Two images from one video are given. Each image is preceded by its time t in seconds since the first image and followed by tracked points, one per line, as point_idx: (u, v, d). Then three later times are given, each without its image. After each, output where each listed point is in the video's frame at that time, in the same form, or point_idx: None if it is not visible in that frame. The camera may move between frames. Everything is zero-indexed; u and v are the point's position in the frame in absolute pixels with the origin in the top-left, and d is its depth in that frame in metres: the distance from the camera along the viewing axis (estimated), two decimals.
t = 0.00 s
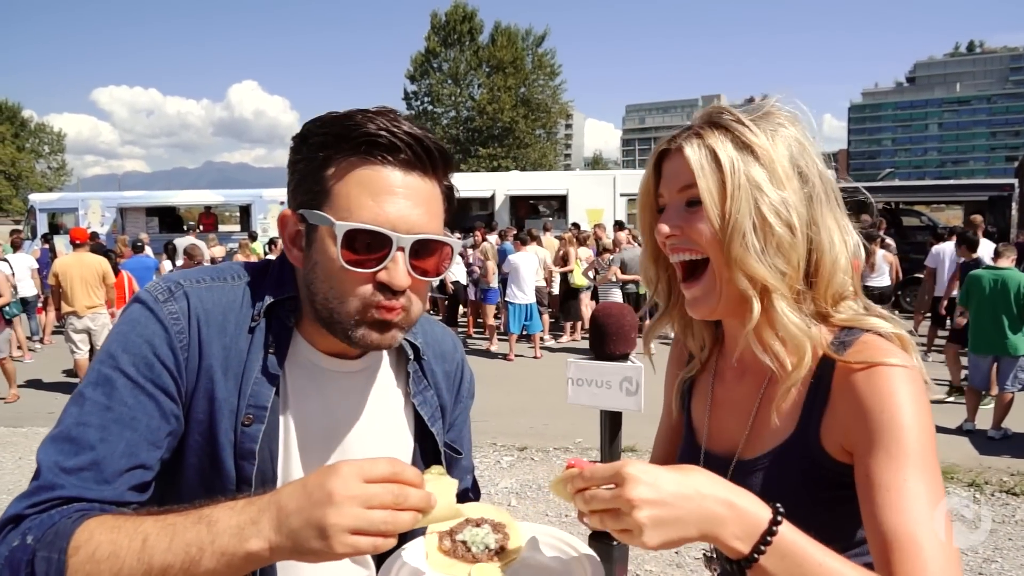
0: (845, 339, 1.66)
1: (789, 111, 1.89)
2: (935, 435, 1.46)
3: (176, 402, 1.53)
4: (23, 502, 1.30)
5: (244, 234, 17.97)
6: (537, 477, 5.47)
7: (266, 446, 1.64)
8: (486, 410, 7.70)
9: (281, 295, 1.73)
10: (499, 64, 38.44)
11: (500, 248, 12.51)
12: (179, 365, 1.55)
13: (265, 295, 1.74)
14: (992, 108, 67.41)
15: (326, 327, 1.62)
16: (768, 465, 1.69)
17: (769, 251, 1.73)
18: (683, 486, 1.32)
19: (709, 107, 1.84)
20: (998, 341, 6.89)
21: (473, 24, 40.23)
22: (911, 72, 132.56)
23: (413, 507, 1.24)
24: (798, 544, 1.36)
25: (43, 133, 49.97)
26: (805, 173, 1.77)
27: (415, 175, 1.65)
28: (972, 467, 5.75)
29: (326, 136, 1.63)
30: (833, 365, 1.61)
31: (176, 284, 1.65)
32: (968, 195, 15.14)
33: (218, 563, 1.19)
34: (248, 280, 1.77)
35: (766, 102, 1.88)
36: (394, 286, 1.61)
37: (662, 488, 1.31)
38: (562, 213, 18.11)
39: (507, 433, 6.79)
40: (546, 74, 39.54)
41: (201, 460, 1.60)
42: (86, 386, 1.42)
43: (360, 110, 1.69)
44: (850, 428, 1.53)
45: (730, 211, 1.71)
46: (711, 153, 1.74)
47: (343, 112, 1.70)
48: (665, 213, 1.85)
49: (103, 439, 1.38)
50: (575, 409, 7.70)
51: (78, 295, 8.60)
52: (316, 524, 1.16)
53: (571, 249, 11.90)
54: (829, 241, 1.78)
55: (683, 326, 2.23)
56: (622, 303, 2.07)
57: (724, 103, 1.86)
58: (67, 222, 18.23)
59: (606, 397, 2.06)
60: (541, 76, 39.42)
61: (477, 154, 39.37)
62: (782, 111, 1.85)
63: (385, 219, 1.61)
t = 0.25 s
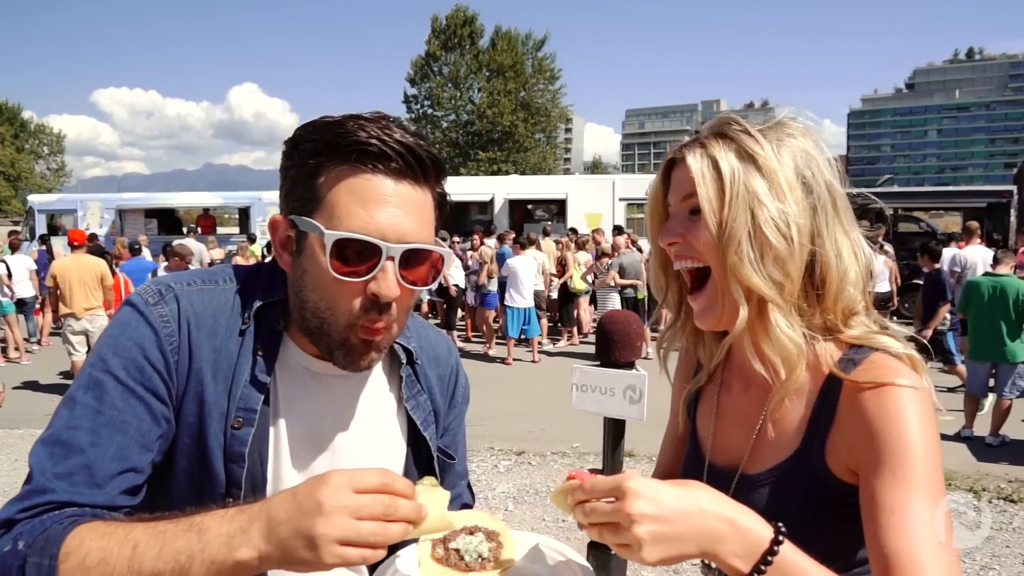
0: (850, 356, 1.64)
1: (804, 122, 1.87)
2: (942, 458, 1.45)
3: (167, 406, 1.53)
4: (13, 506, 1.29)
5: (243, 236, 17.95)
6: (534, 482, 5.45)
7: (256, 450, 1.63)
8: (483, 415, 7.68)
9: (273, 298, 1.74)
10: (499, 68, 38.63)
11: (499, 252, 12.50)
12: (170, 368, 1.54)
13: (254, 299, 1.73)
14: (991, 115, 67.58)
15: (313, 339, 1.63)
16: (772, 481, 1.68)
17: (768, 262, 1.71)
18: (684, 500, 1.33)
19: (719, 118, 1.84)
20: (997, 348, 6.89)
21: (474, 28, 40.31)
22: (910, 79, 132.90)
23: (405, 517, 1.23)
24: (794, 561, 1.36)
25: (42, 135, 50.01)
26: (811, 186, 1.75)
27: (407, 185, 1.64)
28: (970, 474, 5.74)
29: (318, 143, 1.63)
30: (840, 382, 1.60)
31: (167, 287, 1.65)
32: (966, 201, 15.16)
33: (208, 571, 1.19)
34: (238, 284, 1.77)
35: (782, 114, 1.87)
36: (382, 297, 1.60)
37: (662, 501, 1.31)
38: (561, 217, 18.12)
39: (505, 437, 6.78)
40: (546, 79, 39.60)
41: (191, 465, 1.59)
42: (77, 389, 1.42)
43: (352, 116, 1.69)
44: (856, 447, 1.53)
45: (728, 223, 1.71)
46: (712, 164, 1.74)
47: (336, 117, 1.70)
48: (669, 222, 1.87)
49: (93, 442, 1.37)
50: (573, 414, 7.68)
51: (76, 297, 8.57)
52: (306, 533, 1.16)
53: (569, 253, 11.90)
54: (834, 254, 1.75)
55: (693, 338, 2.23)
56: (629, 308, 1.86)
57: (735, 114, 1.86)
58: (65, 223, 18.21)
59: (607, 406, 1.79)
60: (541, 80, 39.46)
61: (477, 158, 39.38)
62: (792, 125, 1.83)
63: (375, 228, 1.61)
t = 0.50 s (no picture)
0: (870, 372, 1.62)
1: (861, 124, 1.78)
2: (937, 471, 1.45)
3: (159, 407, 1.53)
4: (7, 508, 1.30)
5: (238, 238, 17.93)
6: (530, 484, 5.45)
7: (249, 449, 1.63)
8: (478, 417, 7.68)
9: (264, 294, 1.72)
10: (496, 71, 38.71)
11: (495, 254, 12.50)
12: (161, 368, 1.54)
13: (246, 297, 1.72)
14: (984, 119, 67.95)
15: (308, 319, 1.61)
16: (766, 469, 1.69)
17: (804, 280, 1.67)
18: (669, 504, 1.33)
19: (770, 113, 1.77)
20: (990, 352, 6.93)
21: (470, 31, 40.36)
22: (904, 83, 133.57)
23: (398, 523, 1.23)
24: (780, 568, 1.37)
25: (36, 136, 50.06)
26: (856, 199, 1.68)
27: (390, 159, 1.67)
28: (964, 477, 5.76)
29: (298, 127, 1.65)
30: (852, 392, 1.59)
31: (158, 288, 1.64)
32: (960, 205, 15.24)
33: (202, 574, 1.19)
34: (230, 284, 1.76)
35: (838, 112, 1.78)
36: (374, 268, 1.61)
37: (647, 505, 1.31)
38: (556, 220, 18.15)
39: (500, 439, 6.79)
40: (542, 82, 39.63)
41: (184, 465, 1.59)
42: (69, 391, 1.42)
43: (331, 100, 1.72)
44: (856, 450, 1.52)
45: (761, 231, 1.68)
46: (751, 166, 1.70)
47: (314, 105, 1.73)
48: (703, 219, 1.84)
49: (86, 445, 1.37)
50: (568, 416, 7.69)
51: (70, 298, 8.54)
52: (298, 538, 1.16)
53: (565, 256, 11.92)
54: (873, 269, 1.69)
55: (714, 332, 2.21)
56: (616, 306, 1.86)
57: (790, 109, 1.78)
58: (60, 224, 18.18)
59: (607, 401, 1.71)
60: (537, 83, 39.51)
61: (473, 160, 39.44)
62: (849, 126, 1.73)
63: (361, 202, 1.63)
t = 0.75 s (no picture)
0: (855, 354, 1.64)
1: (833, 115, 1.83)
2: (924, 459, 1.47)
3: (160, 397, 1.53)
4: (17, 499, 1.31)
5: (234, 237, 17.87)
6: (527, 483, 5.46)
7: (250, 438, 1.62)
8: (475, 415, 7.68)
9: (260, 284, 1.72)
10: (491, 70, 38.69)
11: (491, 252, 12.49)
12: (160, 359, 1.53)
13: (244, 287, 1.72)
14: (979, 119, 68.19)
15: (301, 312, 1.62)
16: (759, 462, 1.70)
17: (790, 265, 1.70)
18: (665, 499, 1.33)
19: (748, 105, 1.80)
20: (984, 351, 6.96)
21: (466, 30, 40.29)
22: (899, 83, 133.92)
23: (403, 513, 1.23)
24: (772, 561, 1.40)
25: (29, 134, 49.80)
26: (835, 183, 1.72)
27: (380, 155, 1.66)
28: (958, 475, 5.79)
29: (287, 124, 1.64)
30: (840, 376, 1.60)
31: (155, 280, 1.63)
32: (954, 205, 15.31)
33: (211, 564, 1.20)
34: (225, 276, 1.75)
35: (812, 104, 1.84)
36: (366, 265, 1.62)
37: (645, 501, 1.31)
38: (553, 219, 18.16)
39: (496, 438, 6.78)
40: (538, 81, 39.60)
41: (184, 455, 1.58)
42: (70, 384, 1.42)
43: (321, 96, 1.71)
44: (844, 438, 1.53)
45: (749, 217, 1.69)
46: (736, 154, 1.72)
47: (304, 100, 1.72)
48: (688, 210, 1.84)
49: (90, 436, 1.38)
50: (565, 415, 7.69)
51: (66, 297, 8.51)
52: (305, 527, 1.16)
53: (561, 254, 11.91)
54: (854, 252, 1.73)
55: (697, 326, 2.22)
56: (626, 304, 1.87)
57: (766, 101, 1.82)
58: (54, 223, 18.11)
59: (608, 396, 1.69)
60: (533, 82, 39.47)
61: (469, 159, 39.41)
62: (824, 118, 1.77)
63: (353, 200, 1.63)
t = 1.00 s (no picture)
0: (840, 342, 1.64)
1: (809, 106, 1.84)
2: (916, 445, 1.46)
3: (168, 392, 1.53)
4: (33, 494, 1.32)
5: (234, 237, 17.88)
6: (528, 483, 5.46)
7: (255, 431, 1.62)
8: (476, 416, 7.68)
9: (262, 279, 1.72)
10: (492, 70, 38.72)
11: (491, 253, 12.51)
12: (166, 354, 1.54)
13: (247, 282, 1.72)
14: (979, 120, 68.21)
15: (299, 316, 1.64)
16: (759, 455, 1.71)
17: (770, 256, 1.70)
18: (673, 501, 1.33)
19: (724, 104, 1.82)
20: (984, 352, 6.97)
21: (466, 30, 40.29)
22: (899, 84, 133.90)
23: (412, 507, 1.23)
24: (778, 559, 1.40)
25: (29, 134, 49.85)
26: (813, 173, 1.72)
27: (384, 163, 1.66)
28: (958, 476, 5.79)
29: (291, 128, 1.64)
30: (826, 365, 1.60)
31: (160, 277, 1.64)
32: (954, 206, 15.32)
33: (223, 556, 1.20)
34: (227, 272, 1.76)
35: (788, 98, 1.85)
36: (365, 274, 1.62)
37: (654, 504, 1.31)
38: (553, 219, 18.18)
39: (497, 438, 6.79)
40: (538, 81, 39.57)
41: (192, 450, 1.58)
42: (79, 381, 1.43)
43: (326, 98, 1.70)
44: (834, 428, 1.54)
45: (729, 212, 1.70)
46: (714, 151, 1.74)
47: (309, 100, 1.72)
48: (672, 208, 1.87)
49: (100, 430, 1.39)
50: (566, 415, 7.70)
51: (67, 297, 8.53)
52: (315, 520, 1.16)
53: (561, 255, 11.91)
54: (837, 240, 1.73)
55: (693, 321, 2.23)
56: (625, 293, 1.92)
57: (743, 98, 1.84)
58: (55, 223, 18.13)
59: (604, 383, 1.70)
60: (533, 83, 39.47)
61: (469, 160, 39.44)
62: (798, 112, 1.78)
63: (354, 208, 1.62)
